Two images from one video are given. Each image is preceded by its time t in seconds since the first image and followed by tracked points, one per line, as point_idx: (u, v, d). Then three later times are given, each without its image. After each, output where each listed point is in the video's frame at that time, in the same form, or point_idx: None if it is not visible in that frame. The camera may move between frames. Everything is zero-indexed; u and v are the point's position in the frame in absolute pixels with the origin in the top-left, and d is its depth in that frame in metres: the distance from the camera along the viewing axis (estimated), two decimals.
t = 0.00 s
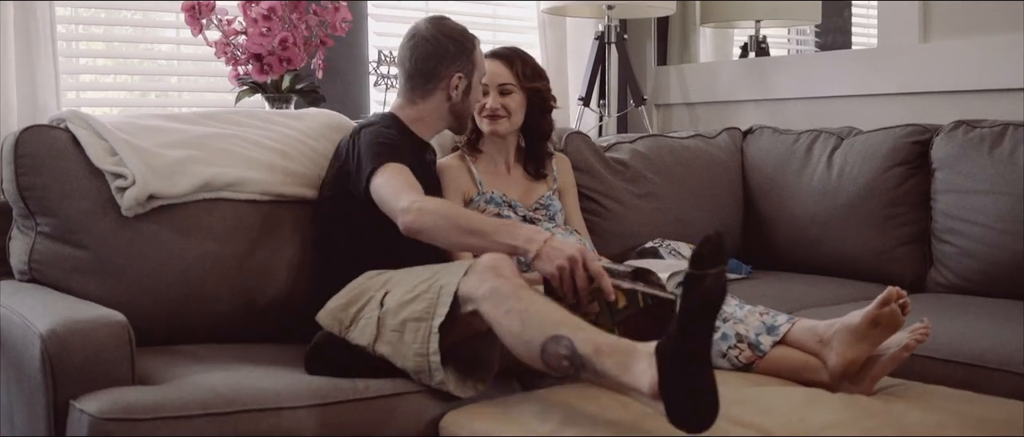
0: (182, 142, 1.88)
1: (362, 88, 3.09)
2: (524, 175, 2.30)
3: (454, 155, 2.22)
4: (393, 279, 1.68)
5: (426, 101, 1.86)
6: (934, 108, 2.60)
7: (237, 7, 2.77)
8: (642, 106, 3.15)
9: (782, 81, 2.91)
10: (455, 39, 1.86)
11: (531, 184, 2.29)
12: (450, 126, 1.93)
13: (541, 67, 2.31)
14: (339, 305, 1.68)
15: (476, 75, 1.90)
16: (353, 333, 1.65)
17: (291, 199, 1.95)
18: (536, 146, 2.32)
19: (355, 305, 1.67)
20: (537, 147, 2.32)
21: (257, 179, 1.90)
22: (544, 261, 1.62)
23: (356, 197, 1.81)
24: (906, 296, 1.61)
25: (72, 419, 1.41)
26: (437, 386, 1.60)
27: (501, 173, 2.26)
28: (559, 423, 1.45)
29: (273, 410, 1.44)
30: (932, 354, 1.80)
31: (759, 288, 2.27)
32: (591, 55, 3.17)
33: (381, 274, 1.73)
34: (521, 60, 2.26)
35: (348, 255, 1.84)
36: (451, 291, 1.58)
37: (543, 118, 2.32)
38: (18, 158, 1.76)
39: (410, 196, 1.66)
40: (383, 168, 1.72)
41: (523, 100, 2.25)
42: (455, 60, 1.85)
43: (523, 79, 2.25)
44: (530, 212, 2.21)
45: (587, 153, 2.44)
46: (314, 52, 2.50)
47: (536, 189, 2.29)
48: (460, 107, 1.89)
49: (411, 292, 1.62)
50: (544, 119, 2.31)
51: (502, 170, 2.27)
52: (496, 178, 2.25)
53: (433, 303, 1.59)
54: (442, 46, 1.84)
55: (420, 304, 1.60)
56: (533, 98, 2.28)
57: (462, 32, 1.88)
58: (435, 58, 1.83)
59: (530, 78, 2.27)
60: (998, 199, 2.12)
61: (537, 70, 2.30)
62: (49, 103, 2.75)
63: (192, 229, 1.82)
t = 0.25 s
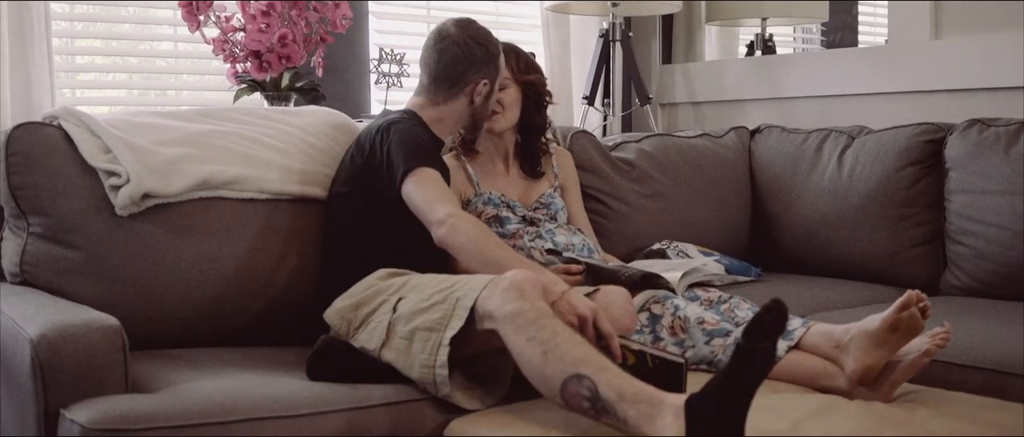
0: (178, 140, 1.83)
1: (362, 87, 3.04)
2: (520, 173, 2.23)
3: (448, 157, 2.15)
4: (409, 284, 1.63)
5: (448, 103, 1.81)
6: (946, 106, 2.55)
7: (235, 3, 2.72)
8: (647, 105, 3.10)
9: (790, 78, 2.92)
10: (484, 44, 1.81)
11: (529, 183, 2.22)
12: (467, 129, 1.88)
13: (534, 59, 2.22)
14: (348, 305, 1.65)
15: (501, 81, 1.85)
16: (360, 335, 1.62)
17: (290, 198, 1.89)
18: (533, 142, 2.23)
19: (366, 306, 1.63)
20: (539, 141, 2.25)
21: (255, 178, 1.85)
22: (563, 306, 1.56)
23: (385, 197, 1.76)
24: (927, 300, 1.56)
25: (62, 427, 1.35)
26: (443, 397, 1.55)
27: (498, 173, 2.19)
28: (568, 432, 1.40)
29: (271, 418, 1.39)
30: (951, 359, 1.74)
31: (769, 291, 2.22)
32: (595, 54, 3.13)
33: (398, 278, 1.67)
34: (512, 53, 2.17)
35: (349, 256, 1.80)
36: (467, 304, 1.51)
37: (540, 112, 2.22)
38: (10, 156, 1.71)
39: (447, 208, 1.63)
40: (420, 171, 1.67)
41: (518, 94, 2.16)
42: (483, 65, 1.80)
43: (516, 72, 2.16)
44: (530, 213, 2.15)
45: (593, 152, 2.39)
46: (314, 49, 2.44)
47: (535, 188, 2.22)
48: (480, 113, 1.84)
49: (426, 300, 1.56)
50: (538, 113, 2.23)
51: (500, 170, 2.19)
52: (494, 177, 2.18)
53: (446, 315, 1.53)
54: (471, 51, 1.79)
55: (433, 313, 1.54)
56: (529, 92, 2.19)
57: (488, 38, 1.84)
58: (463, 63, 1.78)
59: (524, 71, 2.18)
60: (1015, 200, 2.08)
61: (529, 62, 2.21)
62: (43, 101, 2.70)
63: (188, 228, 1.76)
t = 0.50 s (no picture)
0: (175, 138, 1.78)
1: (362, 86, 2.99)
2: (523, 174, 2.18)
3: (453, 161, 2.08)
4: (408, 288, 1.58)
5: (460, 109, 1.77)
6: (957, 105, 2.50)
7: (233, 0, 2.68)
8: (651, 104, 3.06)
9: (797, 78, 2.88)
10: (497, 49, 1.76)
11: (531, 184, 2.18)
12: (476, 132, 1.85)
13: (534, 59, 2.18)
14: (346, 309, 1.60)
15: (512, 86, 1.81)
16: (359, 340, 1.57)
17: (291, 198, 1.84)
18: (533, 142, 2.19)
19: (365, 311, 1.59)
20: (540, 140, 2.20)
21: (254, 177, 1.80)
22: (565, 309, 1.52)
23: (391, 197, 1.72)
24: (946, 303, 1.50)
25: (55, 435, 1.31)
26: (444, 405, 1.50)
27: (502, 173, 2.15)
28: None
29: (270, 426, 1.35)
30: (969, 363, 1.70)
31: (778, 293, 2.18)
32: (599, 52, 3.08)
33: (398, 281, 1.63)
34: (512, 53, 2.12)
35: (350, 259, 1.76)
36: (468, 309, 1.48)
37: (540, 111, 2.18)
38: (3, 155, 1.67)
39: (446, 208, 1.59)
40: (425, 171, 1.63)
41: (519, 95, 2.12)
42: (496, 71, 1.76)
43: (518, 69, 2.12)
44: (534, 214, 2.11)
45: (598, 151, 2.35)
46: (314, 47, 2.40)
47: (539, 189, 2.18)
48: (492, 118, 1.81)
49: (426, 305, 1.52)
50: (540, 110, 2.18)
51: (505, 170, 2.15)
52: (497, 179, 2.13)
53: (446, 321, 1.49)
54: (485, 56, 1.74)
55: (433, 319, 1.50)
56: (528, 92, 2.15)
57: (501, 41, 1.79)
58: (477, 68, 1.74)
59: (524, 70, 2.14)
60: None
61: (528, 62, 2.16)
62: (38, 101, 2.66)
63: (185, 229, 1.72)
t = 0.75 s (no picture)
0: (171, 138, 1.75)
1: (362, 84, 2.96)
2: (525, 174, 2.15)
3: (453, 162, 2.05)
4: (409, 290, 1.54)
5: (460, 104, 1.73)
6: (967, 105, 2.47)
7: None
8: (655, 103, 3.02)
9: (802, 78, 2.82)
10: (499, 44, 1.73)
11: (534, 184, 2.15)
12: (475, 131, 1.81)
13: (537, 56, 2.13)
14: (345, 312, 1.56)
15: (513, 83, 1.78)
16: (358, 344, 1.54)
17: (289, 199, 1.80)
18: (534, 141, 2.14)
19: (365, 314, 1.55)
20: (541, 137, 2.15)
21: (251, 177, 1.76)
22: (570, 311, 1.46)
23: (389, 198, 1.68)
24: (962, 306, 1.46)
25: None
26: (446, 410, 1.47)
27: (504, 174, 2.11)
28: None
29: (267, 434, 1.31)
30: (984, 368, 1.66)
31: (786, 295, 2.14)
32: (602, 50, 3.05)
33: (398, 283, 1.59)
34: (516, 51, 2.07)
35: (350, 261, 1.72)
36: (470, 313, 1.44)
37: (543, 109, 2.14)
38: None
39: (445, 210, 1.54)
40: (424, 172, 1.59)
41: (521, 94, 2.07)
42: (498, 66, 1.72)
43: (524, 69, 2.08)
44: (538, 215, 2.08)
45: (601, 151, 2.31)
46: (313, 45, 2.36)
47: (542, 189, 2.15)
48: (491, 115, 1.77)
49: (427, 308, 1.48)
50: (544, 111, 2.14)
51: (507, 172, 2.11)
52: (499, 179, 2.10)
53: (448, 325, 1.45)
54: (487, 50, 1.71)
55: (435, 322, 1.47)
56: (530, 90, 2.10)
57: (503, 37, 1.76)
58: (479, 63, 1.70)
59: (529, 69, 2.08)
60: None
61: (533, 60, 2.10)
62: (32, 100, 2.62)
63: (181, 230, 1.68)
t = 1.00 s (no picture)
0: (166, 138, 1.71)
1: (361, 83, 2.92)
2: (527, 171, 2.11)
3: (453, 156, 2.05)
4: (406, 293, 1.52)
5: (452, 98, 1.69)
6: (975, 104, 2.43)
7: None
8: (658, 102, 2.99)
9: (807, 76, 2.81)
10: (492, 36, 1.69)
11: (535, 183, 2.11)
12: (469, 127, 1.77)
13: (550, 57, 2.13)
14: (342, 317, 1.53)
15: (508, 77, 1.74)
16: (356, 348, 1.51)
17: (287, 199, 1.77)
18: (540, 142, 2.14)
19: (361, 318, 1.52)
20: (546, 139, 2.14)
21: (247, 177, 1.73)
22: (572, 309, 1.43)
23: (377, 200, 1.65)
24: (973, 310, 1.43)
25: None
26: (449, 415, 1.44)
27: (508, 171, 2.08)
28: None
29: None
30: (996, 372, 1.62)
31: (791, 297, 2.10)
32: (603, 48, 3.01)
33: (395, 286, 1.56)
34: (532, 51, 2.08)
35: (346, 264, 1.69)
36: (468, 312, 1.41)
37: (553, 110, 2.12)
38: None
39: (433, 214, 1.52)
40: (413, 174, 1.56)
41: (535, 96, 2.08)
42: (490, 57, 1.68)
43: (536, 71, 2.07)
44: (539, 215, 2.04)
45: (604, 150, 2.28)
46: (311, 43, 2.33)
47: (542, 187, 2.11)
48: (485, 109, 1.73)
49: (425, 310, 1.46)
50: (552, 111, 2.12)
51: (509, 170, 2.08)
52: (499, 175, 2.06)
53: (448, 325, 1.43)
54: (479, 42, 1.67)
55: (434, 324, 1.44)
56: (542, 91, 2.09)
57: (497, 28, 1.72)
58: (471, 54, 1.66)
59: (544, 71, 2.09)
60: None
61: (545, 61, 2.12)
62: (28, 100, 2.59)
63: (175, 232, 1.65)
